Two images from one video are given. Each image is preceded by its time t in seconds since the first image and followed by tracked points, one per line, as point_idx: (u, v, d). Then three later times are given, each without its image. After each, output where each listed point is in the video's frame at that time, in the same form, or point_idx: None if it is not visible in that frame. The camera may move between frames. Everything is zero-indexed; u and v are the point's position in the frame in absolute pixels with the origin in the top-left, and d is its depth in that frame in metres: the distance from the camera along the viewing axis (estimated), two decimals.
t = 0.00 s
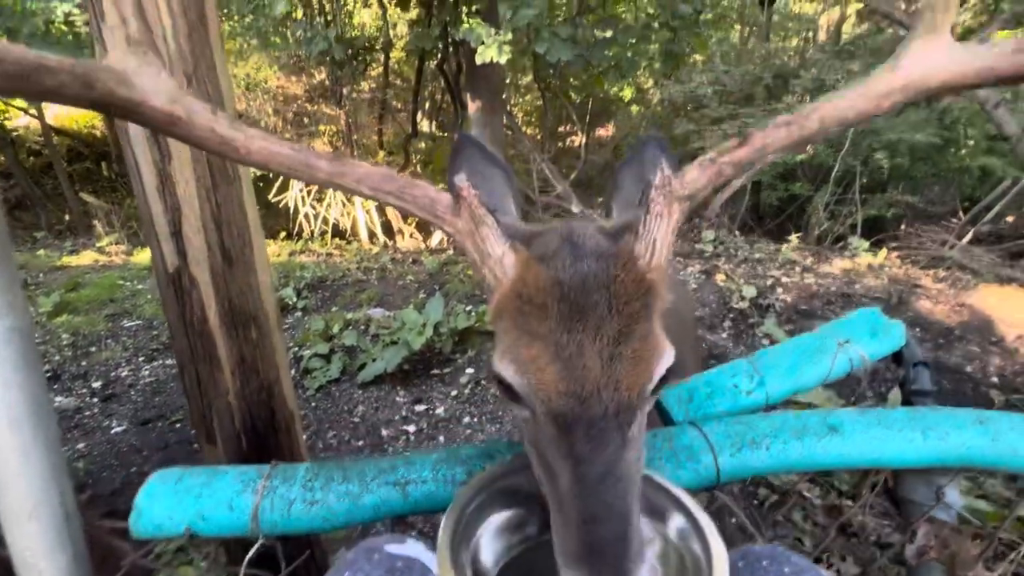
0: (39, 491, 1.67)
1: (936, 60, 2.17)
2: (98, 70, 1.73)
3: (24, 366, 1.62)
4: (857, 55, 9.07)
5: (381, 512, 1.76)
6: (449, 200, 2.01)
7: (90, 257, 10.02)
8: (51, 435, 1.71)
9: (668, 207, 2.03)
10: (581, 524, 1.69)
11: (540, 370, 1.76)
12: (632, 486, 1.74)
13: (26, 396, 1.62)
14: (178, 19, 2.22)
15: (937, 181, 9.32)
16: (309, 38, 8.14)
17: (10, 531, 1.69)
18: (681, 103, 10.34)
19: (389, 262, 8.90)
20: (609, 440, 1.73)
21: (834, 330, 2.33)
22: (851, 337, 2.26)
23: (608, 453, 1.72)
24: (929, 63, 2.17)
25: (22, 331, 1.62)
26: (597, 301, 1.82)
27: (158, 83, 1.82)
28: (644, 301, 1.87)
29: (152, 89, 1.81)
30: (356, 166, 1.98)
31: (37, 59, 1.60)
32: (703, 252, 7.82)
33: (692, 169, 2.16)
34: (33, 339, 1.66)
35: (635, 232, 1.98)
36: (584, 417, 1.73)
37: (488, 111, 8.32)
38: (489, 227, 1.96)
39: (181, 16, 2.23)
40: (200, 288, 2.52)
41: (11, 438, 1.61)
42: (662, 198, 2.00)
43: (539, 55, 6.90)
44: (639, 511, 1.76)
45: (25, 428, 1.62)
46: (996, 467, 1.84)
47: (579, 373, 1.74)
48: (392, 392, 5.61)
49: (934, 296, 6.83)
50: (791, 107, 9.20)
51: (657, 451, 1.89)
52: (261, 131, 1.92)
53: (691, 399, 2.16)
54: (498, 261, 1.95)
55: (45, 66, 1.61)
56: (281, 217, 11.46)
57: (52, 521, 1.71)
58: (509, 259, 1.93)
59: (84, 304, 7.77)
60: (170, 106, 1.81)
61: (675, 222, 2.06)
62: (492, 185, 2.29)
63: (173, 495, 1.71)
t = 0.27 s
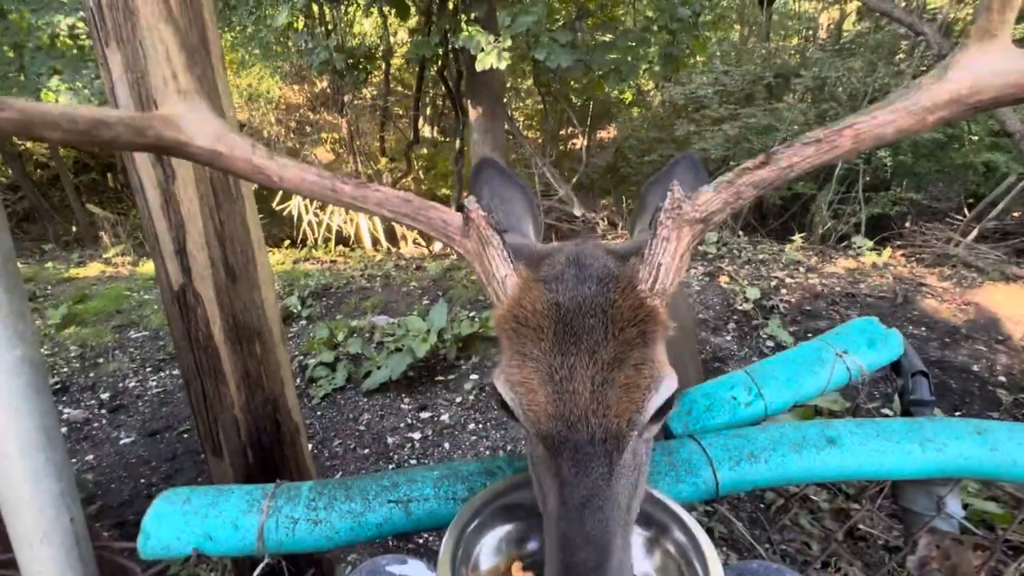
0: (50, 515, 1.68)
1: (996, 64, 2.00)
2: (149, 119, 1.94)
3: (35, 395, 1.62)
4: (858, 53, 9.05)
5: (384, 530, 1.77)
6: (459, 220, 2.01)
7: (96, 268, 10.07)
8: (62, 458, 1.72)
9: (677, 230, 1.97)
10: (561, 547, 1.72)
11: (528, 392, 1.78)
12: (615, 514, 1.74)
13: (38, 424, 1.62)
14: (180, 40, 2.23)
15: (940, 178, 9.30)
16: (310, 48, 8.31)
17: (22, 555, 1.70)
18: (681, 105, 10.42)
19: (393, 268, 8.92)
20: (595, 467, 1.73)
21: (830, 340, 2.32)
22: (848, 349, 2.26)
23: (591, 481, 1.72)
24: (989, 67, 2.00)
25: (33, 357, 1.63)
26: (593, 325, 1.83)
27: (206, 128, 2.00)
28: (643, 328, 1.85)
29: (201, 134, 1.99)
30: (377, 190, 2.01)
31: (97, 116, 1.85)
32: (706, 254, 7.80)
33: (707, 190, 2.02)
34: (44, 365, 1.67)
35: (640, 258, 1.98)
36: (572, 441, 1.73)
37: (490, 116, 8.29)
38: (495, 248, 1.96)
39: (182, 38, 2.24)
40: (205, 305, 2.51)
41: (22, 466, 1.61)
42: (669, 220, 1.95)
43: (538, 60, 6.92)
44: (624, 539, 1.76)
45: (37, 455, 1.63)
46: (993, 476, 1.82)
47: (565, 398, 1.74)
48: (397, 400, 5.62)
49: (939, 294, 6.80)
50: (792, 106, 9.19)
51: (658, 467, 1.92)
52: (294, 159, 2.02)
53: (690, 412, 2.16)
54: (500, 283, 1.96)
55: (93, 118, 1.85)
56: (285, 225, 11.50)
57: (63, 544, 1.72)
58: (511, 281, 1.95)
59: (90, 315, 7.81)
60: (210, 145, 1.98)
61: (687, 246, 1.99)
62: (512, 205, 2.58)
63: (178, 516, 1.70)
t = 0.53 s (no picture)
0: (48, 523, 1.68)
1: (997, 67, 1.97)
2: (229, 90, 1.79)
3: (32, 404, 1.62)
4: (853, 52, 9.08)
5: (382, 534, 1.77)
6: (490, 199, 1.93)
7: (95, 276, 10.07)
8: (60, 466, 1.72)
9: (693, 242, 1.77)
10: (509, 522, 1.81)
11: (509, 373, 1.86)
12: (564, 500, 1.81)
13: (35, 433, 1.62)
14: (176, 49, 2.24)
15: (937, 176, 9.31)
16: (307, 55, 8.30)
17: (20, 563, 1.71)
18: (678, 108, 10.49)
19: (392, 273, 8.92)
20: (551, 455, 1.80)
21: (828, 340, 2.33)
22: (845, 346, 2.26)
23: (547, 465, 1.80)
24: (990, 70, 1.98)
25: (31, 367, 1.63)
26: (582, 322, 1.84)
27: (280, 94, 1.85)
28: (628, 335, 1.83)
29: (273, 102, 1.84)
30: (427, 161, 1.83)
31: (184, 91, 1.74)
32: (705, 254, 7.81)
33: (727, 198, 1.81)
34: (42, 375, 1.66)
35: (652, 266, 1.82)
36: (537, 427, 1.80)
37: (487, 120, 8.36)
38: (513, 233, 1.97)
39: (179, 47, 2.25)
40: (203, 311, 2.52)
41: (19, 474, 1.61)
42: (686, 230, 1.77)
43: (535, 64, 6.94)
44: (571, 523, 1.84)
45: (35, 463, 1.63)
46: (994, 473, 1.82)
47: (537, 388, 1.79)
48: (397, 404, 5.61)
49: (938, 292, 6.81)
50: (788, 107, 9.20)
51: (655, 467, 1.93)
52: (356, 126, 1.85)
53: (688, 412, 2.16)
54: (512, 265, 2.00)
55: (167, 98, 1.73)
56: (284, 231, 11.51)
57: (61, 552, 1.72)
58: (522, 265, 1.98)
59: (90, 323, 7.81)
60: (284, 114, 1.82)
61: (701, 259, 1.78)
62: (540, 198, 2.58)
63: (175, 523, 1.70)
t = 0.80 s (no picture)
0: (52, 528, 1.69)
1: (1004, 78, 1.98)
2: (245, 53, 2.00)
3: (37, 409, 1.63)
4: (851, 53, 9.08)
5: (384, 536, 1.77)
6: (506, 186, 1.99)
7: (96, 283, 10.08)
8: (64, 472, 1.73)
9: (714, 256, 1.79)
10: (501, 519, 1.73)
11: (513, 372, 1.83)
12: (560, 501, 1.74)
13: (39, 438, 1.63)
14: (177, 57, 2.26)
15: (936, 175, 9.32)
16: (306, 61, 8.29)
17: (24, 568, 1.71)
18: (677, 110, 10.51)
19: (392, 277, 8.94)
20: (550, 456, 1.75)
21: (828, 340, 2.34)
22: (845, 346, 2.28)
23: (545, 465, 1.74)
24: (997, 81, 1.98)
25: (35, 372, 1.64)
26: (592, 327, 1.83)
27: (292, 55, 2.10)
28: (637, 345, 1.82)
29: (289, 64, 2.09)
30: (440, 143, 2.03)
31: (198, 48, 1.89)
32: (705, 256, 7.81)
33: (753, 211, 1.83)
34: (46, 380, 1.68)
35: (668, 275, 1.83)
36: (540, 426, 1.76)
37: (486, 124, 8.39)
38: (528, 228, 1.96)
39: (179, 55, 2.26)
40: (205, 316, 2.52)
41: (22, 479, 1.62)
42: (707, 246, 1.79)
43: (533, 68, 6.95)
44: (565, 524, 1.76)
45: (38, 468, 1.64)
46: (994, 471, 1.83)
47: (542, 388, 1.77)
48: (398, 409, 5.62)
49: (939, 291, 6.80)
50: (787, 107, 9.21)
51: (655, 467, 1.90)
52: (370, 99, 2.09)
53: (689, 413, 2.16)
54: (524, 260, 1.98)
55: (178, 54, 1.87)
56: (284, 236, 11.52)
57: (65, 556, 1.73)
58: (534, 261, 1.96)
59: (91, 330, 7.81)
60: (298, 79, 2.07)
61: (722, 273, 1.80)
62: (561, 195, 2.63)
63: (178, 527, 1.70)
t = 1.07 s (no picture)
0: (58, 529, 1.69)
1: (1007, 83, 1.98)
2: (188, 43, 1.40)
3: (43, 409, 1.63)
4: (849, 53, 9.09)
5: (390, 535, 1.77)
6: (494, 181, 1.85)
7: (97, 287, 10.09)
8: (70, 472, 1.73)
9: (709, 219, 1.91)
10: (565, 507, 1.75)
11: (547, 363, 1.76)
12: (619, 478, 1.76)
13: (45, 438, 1.63)
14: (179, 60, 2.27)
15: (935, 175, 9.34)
16: (305, 64, 8.31)
17: (30, 568, 1.71)
18: (676, 111, 10.54)
19: (393, 280, 8.94)
20: (605, 435, 1.73)
21: (829, 337, 2.34)
22: (847, 343, 2.28)
23: (600, 447, 1.73)
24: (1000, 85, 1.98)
25: (42, 373, 1.64)
26: (618, 303, 1.79)
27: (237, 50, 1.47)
28: (665, 310, 1.81)
29: (235, 61, 1.47)
30: (419, 139, 1.70)
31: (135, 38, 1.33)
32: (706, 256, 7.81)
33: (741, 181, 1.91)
34: (51, 381, 1.68)
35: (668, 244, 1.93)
36: (587, 411, 1.72)
37: (485, 126, 8.41)
38: (526, 216, 1.91)
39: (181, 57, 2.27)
40: (206, 318, 2.52)
41: (28, 479, 1.62)
42: (703, 209, 1.90)
43: (532, 70, 6.97)
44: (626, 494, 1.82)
45: (44, 468, 1.64)
46: (996, 466, 1.83)
47: (584, 370, 1.72)
48: (399, 411, 5.61)
49: (940, 291, 6.81)
50: (786, 108, 9.22)
51: (660, 463, 1.91)
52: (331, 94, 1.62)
53: (691, 410, 2.16)
54: (530, 251, 1.93)
55: (111, 48, 1.30)
56: (284, 239, 11.53)
57: (71, 556, 1.73)
58: (541, 251, 1.93)
59: (91, 334, 7.81)
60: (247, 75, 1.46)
61: (716, 235, 1.93)
62: (540, 180, 2.63)
63: (184, 526, 1.71)
